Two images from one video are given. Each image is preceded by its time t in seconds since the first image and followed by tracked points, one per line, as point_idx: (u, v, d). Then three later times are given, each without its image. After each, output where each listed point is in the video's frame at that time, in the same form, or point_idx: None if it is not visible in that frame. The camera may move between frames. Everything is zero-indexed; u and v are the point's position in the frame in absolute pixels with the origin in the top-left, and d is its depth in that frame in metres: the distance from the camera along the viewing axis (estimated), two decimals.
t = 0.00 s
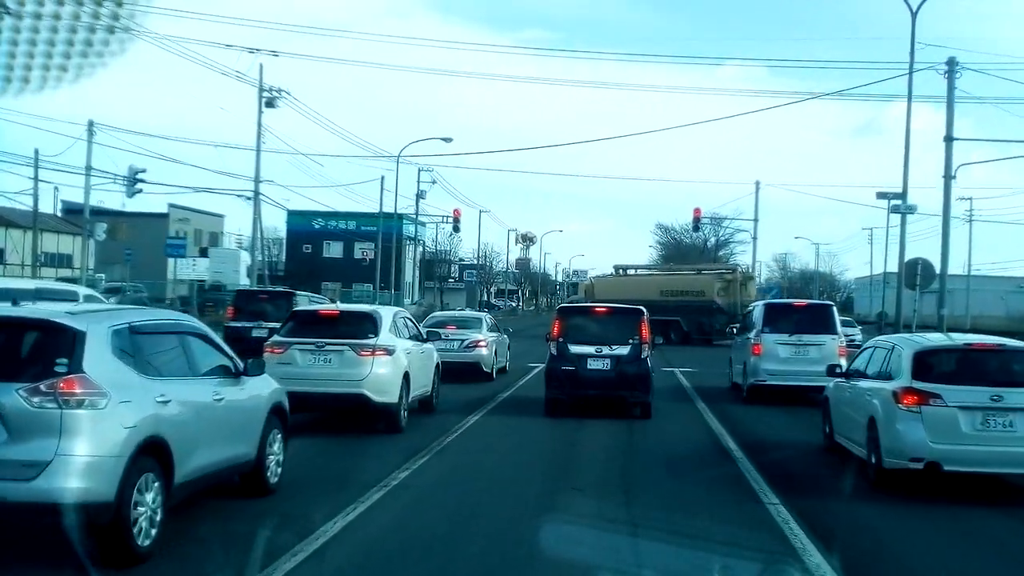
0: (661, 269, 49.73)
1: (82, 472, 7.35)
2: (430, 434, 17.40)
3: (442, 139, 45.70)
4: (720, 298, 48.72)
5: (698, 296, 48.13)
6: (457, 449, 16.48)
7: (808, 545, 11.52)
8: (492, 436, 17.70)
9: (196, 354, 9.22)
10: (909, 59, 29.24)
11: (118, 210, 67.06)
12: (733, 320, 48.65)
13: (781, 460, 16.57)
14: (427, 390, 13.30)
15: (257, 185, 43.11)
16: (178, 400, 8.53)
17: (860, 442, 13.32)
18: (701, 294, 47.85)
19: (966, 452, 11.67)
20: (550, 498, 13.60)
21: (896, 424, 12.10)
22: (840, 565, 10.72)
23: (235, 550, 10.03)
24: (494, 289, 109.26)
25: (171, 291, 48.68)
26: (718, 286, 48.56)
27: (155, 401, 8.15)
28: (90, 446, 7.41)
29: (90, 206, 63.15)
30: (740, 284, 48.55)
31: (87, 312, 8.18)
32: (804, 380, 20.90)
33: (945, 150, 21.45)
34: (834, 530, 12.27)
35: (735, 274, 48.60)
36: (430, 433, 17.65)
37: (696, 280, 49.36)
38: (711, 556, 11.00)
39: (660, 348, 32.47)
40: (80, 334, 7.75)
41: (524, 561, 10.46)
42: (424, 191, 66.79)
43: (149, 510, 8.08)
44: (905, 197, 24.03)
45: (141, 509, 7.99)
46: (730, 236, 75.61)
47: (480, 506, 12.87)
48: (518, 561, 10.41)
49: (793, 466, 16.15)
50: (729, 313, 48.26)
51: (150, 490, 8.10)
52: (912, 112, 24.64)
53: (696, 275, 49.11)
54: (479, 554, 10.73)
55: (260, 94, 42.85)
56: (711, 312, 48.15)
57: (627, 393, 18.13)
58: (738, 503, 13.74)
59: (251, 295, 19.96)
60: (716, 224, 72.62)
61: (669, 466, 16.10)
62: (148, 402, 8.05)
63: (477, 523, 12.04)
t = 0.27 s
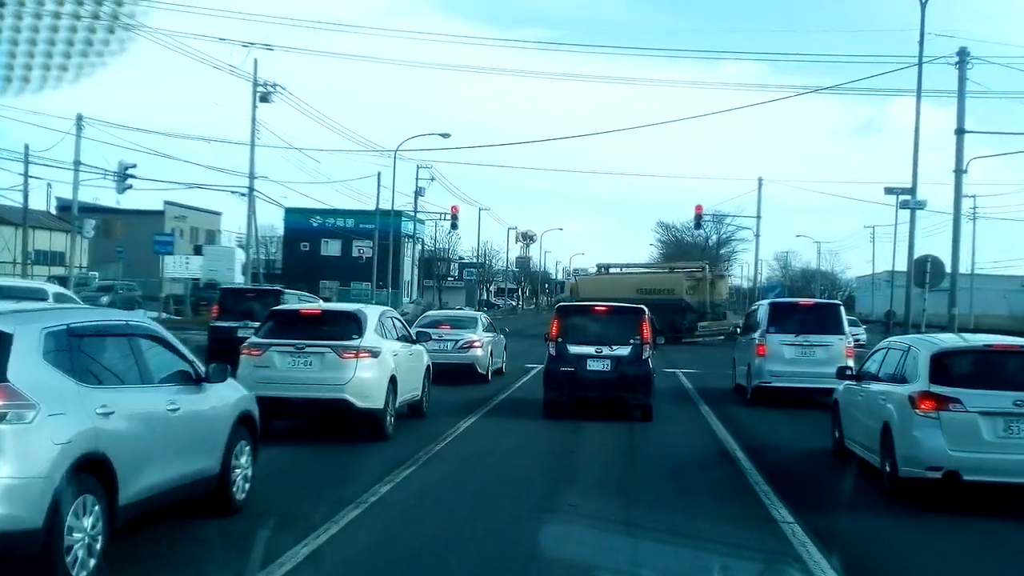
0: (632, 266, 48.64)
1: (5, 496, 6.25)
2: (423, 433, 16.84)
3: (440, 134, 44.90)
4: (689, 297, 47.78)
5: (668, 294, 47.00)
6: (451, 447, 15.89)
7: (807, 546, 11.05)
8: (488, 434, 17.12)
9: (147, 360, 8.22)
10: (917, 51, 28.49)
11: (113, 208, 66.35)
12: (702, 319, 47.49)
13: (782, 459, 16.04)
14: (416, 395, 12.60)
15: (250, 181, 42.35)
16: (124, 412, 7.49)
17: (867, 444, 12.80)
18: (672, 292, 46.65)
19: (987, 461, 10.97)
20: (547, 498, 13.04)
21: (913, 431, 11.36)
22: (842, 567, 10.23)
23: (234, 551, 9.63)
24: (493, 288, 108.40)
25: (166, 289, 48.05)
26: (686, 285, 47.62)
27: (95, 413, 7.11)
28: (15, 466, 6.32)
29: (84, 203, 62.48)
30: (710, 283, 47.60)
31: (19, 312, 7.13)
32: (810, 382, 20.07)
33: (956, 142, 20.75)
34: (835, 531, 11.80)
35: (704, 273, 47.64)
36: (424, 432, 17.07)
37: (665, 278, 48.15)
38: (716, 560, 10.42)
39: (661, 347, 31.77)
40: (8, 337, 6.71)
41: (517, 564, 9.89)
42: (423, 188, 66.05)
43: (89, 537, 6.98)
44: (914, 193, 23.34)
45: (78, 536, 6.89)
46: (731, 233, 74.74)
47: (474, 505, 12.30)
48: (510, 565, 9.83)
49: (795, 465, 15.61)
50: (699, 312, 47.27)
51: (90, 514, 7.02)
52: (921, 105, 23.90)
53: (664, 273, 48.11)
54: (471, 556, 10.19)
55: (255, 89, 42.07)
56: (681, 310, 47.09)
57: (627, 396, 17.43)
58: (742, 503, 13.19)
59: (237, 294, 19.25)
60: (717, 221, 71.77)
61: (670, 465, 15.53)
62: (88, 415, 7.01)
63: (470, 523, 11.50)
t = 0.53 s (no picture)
0: (608, 266, 47.14)
1: None
2: (415, 432, 16.20)
3: (438, 133, 44.18)
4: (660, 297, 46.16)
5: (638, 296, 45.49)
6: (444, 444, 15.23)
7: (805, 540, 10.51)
8: (482, 432, 16.43)
9: (85, 366, 7.24)
10: (926, 47, 27.82)
11: (108, 206, 65.69)
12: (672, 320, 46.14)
13: (783, 460, 15.46)
14: (403, 400, 11.89)
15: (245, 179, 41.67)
16: (54, 426, 6.51)
17: (870, 443, 12.25)
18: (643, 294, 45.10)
19: (1012, 471, 10.19)
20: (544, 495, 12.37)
21: (931, 440, 10.61)
22: (840, 562, 9.68)
23: (232, 545, 9.03)
24: (493, 289, 107.49)
25: (159, 288, 47.39)
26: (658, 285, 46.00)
27: (18, 429, 6.13)
28: None
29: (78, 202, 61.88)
30: (682, 283, 45.94)
31: None
32: (815, 386, 19.23)
33: (968, 137, 20.08)
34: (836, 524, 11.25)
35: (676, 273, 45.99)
36: (415, 430, 16.43)
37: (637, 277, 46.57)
38: (721, 559, 9.76)
39: (662, 350, 31.02)
40: None
41: (510, 562, 9.21)
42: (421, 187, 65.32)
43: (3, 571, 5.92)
44: (924, 191, 22.66)
45: None
46: (732, 234, 73.81)
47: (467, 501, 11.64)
48: (504, 563, 9.16)
49: (797, 467, 15.02)
50: (669, 313, 45.77)
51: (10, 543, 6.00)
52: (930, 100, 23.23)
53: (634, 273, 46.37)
54: (462, 551, 9.53)
55: (249, 86, 41.42)
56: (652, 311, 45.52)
57: (628, 400, 16.75)
58: (745, 501, 12.54)
59: (222, 294, 18.55)
60: (717, 220, 70.96)
61: (671, 465, 14.89)
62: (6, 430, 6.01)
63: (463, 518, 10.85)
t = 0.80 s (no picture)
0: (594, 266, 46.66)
1: None
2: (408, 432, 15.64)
3: (436, 130, 43.45)
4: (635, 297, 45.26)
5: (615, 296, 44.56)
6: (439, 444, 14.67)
7: (803, 539, 10.16)
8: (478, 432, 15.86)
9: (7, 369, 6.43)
10: (936, 41, 27.13)
11: (103, 205, 64.98)
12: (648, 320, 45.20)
13: (782, 459, 15.05)
14: (392, 405, 11.24)
15: (239, 177, 40.96)
16: None
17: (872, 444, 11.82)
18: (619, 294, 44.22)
19: None
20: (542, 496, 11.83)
21: (950, 448, 9.60)
22: (841, 562, 9.29)
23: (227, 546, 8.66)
24: (492, 289, 106.64)
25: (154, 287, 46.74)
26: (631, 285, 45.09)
27: None
28: None
29: (74, 201, 61.24)
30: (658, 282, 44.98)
31: None
32: (822, 388, 18.17)
33: (980, 133, 19.45)
34: (836, 523, 10.90)
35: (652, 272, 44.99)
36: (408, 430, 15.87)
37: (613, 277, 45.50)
38: (728, 564, 9.22)
39: (663, 351, 30.47)
40: None
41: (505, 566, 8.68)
42: (419, 186, 64.59)
43: None
44: (933, 187, 22.02)
45: None
46: (734, 233, 72.86)
47: (461, 502, 11.11)
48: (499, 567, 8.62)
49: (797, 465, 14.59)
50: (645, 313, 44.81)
51: None
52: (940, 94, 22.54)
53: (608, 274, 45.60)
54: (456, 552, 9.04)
55: (243, 82, 40.77)
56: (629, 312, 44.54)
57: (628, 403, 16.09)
58: (750, 501, 12.03)
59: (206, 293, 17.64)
60: (719, 219, 70.09)
61: (672, 464, 14.38)
62: None
63: (457, 518, 10.35)
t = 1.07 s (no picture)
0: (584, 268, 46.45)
1: None
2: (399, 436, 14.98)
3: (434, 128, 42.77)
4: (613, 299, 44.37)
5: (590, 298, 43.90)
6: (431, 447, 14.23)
7: (801, 538, 9.67)
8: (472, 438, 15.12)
9: None
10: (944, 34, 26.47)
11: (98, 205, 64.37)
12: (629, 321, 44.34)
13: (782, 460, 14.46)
14: (377, 413, 10.57)
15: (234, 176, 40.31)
16: None
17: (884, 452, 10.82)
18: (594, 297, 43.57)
19: None
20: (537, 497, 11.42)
21: (972, 462, 8.33)
22: (839, 560, 8.81)
23: (232, 543, 8.24)
24: (492, 290, 105.83)
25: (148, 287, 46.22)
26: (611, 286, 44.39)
27: None
28: None
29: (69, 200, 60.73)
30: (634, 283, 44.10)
31: None
32: (829, 393, 16.94)
33: (992, 127, 18.79)
34: (835, 522, 10.42)
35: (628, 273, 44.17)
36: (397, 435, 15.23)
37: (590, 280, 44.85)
38: (730, 561, 8.81)
39: (664, 354, 29.83)
40: None
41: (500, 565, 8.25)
42: (417, 185, 63.86)
43: None
44: (944, 185, 21.35)
45: None
46: (736, 234, 71.95)
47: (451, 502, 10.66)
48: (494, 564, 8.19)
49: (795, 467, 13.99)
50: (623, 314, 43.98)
51: None
52: (950, 90, 21.88)
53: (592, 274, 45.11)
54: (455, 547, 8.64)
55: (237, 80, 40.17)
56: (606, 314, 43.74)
57: (629, 408, 15.45)
58: (750, 501, 11.65)
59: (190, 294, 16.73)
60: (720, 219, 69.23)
61: (673, 466, 13.87)
62: None
63: (450, 513, 9.96)
